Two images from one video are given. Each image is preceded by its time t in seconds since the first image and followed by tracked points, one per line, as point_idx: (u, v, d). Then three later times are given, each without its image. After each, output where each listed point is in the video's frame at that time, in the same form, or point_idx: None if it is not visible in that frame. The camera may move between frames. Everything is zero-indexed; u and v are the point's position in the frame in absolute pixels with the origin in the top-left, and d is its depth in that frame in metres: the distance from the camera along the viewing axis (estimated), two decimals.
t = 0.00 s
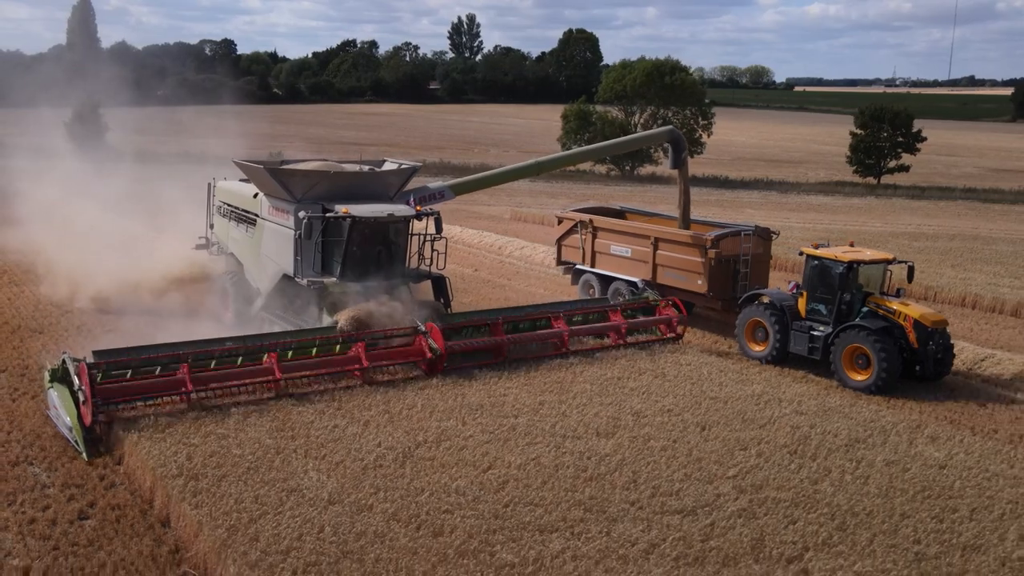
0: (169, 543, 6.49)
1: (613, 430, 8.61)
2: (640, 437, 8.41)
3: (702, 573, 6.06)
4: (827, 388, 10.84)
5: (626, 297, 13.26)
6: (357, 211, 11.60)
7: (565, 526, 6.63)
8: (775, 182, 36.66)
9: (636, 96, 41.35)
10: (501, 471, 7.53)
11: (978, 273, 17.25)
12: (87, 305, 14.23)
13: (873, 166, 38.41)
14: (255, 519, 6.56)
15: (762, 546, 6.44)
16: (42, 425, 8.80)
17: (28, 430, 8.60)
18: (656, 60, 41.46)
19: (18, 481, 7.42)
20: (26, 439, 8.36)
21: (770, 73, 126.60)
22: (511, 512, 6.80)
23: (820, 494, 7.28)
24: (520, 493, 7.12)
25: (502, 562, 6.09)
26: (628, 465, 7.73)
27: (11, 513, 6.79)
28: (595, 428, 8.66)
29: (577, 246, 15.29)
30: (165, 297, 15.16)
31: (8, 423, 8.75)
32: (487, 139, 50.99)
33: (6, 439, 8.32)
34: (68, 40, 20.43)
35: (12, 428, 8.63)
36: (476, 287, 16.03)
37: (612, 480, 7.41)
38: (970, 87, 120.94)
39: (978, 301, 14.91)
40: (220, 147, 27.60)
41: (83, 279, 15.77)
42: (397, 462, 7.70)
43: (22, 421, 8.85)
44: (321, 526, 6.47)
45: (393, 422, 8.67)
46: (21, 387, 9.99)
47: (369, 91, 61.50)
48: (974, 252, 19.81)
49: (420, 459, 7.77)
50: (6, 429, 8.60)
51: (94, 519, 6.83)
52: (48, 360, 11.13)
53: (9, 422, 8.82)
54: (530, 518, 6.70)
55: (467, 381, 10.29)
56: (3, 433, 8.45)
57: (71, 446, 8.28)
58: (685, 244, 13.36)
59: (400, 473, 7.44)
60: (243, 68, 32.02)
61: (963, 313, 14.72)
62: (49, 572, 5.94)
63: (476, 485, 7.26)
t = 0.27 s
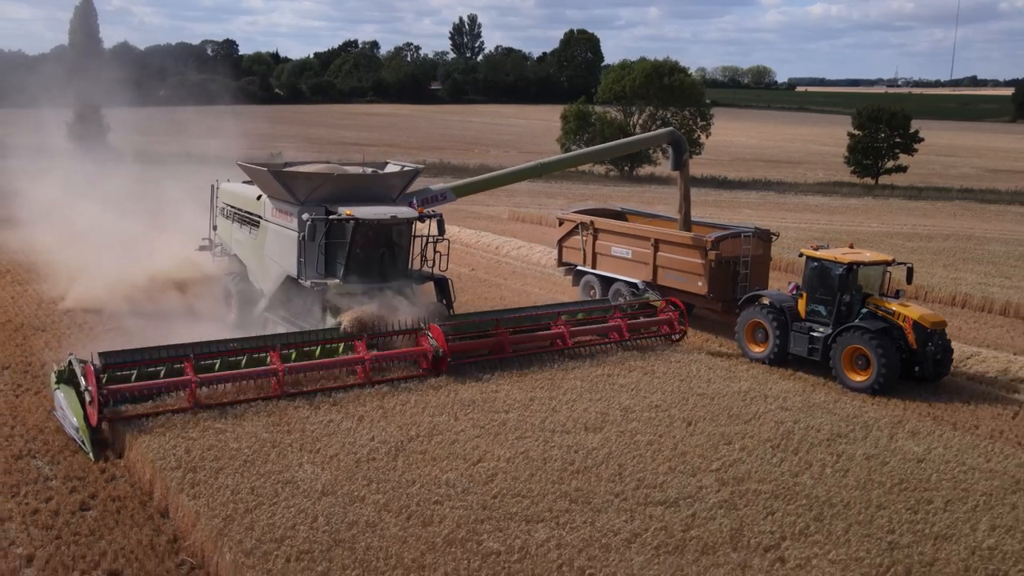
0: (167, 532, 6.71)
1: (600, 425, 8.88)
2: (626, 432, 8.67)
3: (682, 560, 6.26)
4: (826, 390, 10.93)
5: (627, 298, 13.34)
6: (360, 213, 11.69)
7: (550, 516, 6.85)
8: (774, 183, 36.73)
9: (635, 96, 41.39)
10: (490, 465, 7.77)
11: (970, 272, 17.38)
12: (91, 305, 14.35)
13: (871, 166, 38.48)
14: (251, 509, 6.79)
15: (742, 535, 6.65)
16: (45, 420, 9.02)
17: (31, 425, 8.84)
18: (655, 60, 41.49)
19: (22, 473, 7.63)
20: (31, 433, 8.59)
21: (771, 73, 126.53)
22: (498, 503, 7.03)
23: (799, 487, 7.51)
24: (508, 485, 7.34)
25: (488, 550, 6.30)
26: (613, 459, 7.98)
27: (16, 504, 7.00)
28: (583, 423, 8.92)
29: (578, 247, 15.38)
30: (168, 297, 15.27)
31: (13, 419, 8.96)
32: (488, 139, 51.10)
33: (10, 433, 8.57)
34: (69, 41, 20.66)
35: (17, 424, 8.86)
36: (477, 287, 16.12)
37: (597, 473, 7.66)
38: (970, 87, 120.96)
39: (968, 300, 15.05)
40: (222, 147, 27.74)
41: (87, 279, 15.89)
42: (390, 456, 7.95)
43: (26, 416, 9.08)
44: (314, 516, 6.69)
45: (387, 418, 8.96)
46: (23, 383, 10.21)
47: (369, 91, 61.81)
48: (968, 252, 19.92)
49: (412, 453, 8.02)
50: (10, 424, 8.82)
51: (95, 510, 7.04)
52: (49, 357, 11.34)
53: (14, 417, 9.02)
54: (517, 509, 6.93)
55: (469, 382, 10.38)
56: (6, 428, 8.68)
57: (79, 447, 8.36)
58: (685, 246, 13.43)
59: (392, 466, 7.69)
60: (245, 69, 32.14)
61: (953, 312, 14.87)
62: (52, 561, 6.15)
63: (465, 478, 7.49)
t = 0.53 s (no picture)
0: (167, 522, 6.98)
1: (589, 420, 9.14)
2: (614, 427, 8.93)
3: (661, 549, 6.52)
4: (823, 391, 11.04)
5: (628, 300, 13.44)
6: (364, 215, 11.79)
7: (536, 507, 7.10)
8: (772, 183, 36.84)
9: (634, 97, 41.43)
10: (481, 458, 8.03)
11: (963, 271, 17.49)
12: (95, 305, 14.50)
13: (868, 167, 38.58)
14: (248, 500, 7.06)
15: (722, 525, 6.90)
16: (48, 416, 9.24)
17: (35, 420, 9.06)
18: (653, 61, 41.50)
19: (26, 467, 7.88)
20: (34, 429, 8.80)
21: (773, 73, 126.49)
22: (487, 495, 7.28)
23: (780, 479, 7.76)
24: (497, 478, 7.60)
25: (476, 538, 6.55)
26: (599, 453, 8.24)
27: (21, 496, 7.26)
28: (573, 418, 9.17)
29: (580, 248, 15.47)
30: (172, 297, 15.40)
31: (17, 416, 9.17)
32: (489, 139, 51.23)
33: (14, 428, 8.80)
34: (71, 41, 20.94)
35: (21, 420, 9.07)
36: (479, 288, 16.22)
37: (583, 466, 7.92)
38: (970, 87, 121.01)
39: (962, 299, 15.16)
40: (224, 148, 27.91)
41: (91, 279, 16.03)
42: (384, 449, 8.22)
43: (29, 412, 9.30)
44: (309, 506, 6.95)
45: (382, 413, 9.26)
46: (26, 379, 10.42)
47: (370, 92, 62.01)
48: (964, 251, 20.02)
49: (405, 447, 8.29)
50: (14, 420, 9.04)
51: (97, 501, 7.32)
52: (54, 355, 11.51)
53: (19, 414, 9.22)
54: (504, 500, 7.18)
55: (470, 383, 10.49)
56: (11, 422, 8.94)
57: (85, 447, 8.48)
58: (686, 248, 13.52)
59: (386, 459, 7.95)
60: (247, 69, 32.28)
61: (947, 311, 14.99)
62: (55, 549, 6.43)
63: (456, 470, 7.75)
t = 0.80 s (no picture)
0: (167, 511, 7.14)
1: (578, 414, 9.31)
2: (602, 420, 9.09)
3: (644, 536, 6.68)
4: (822, 390, 11.14)
5: (629, 300, 13.53)
6: (367, 216, 11.88)
7: (524, 497, 7.26)
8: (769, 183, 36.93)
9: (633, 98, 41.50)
10: (472, 450, 8.19)
11: (955, 270, 17.61)
12: (98, 304, 14.62)
13: (866, 167, 38.68)
14: (244, 490, 7.22)
15: (702, 514, 7.06)
16: (50, 410, 9.41)
17: (38, 414, 9.23)
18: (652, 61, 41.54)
19: (29, 458, 8.08)
20: (37, 423, 8.98)
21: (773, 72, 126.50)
22: (477, 485, 7.44)
23: (762, 471, 7.91)
24: (487, 469, 7.75)
25: (464, 526, 6.71)
26: (587, 445, 8.41)
27: (25, 486, 7.44)
28: (562, 412, 9.34)
29: (580, 249, 15.56)
30: (174, 297, 15.51)
31: (20, 409, 9.34)
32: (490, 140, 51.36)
33: (18, 422, 8.99)
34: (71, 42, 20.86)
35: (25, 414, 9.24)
36: (480, 288, 16.32)
37: (570, 458, 8.09)
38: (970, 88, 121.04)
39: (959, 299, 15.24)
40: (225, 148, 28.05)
41: (94, 279, 16.14)
42: (378, 442, 8.39)
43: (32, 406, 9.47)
44: (303, 496, 7.12)
45: (377, 407, 9.48)
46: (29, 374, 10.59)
47: (371, 92, 62.16)
48: (961, 252, 20.10)
49: (398, 440, 8.46)
50: (19, 414, 9.20)
51: (98, 492, 7.51)
52: (57, 352, 11.67)
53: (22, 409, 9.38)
54: (492, 490, 7.35)
55: (472, 382, 10.60)
56: (14, 416, 9.11)
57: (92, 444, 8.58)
58: (686, 249, 13.61)
59: (379, 451, 8.12)
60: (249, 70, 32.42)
61: (945, 311, 15.07)
62: (58, 538, 6.58)
63: (448, 462, 7.91)
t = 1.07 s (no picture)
0: (165, 500, 7.24)
1: (568, 406, 9.39)
2: (591, 413, 9.16)
3: (629, 523, 6.78)
4: (820, 388, 11.21)
5: (630, 300, 13.58)
6: (370, 217, 11.94)
7: (512, 485, 7.34)
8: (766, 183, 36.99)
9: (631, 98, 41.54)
10: (463, 441, 8.27)
11: (949, 268, 17.67)
12: (100, 301, 14.72)
13: (863, 167, 38.72)
14: (240, 478, 7.32)
15: (685, 502, 7.15)
16: (51, 404, 9.53)
17: (40, 408, 9.36)
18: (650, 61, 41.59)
19: (32, 450, 8.24)
20: (38, 417, 9.11)
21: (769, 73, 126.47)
22: (467, 475, 7.52)
23: (746, 461, 7.98)
24: (476, 458, 7.83)
25: (453, 513, 6.80)
26: (577, 436, 8.49)
27: (27, 476, 7.55)
28: (552, 405, 9.42)
29: (581, 249, 15.61)
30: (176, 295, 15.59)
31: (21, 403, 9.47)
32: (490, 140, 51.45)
33: (21, 415, 9.15)
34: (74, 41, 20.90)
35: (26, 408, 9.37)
36: (480, 286, 16.37)
37: (559, 447, 8.18)
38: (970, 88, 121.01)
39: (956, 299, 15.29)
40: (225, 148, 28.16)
41: (96, 277, 16.24)
42: (371, 433, 8.47)
43: (34, 400, 9.60)
44: (297, 484, 7.21)
45: (374, 401, 9.59)
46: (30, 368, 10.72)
47: (371, 93, 62.29)
48: (959, 252, 20.14)
49: (391, 431, 8.54)
50: (21, 408, 9.34)
51: (99, 482, 7.62)
52: (59, 348, 11.79)
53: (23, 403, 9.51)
54: (481, 478, 7.43)
55: (472, 381, 10.66)
56: (17, 409, 9.26)
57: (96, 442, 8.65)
58: (686, 248, 13.67)
59: (371, 442, 8.21)
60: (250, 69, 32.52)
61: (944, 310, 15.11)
62: (60, 525, 6.67)
63: (437, 452, 7.99)
